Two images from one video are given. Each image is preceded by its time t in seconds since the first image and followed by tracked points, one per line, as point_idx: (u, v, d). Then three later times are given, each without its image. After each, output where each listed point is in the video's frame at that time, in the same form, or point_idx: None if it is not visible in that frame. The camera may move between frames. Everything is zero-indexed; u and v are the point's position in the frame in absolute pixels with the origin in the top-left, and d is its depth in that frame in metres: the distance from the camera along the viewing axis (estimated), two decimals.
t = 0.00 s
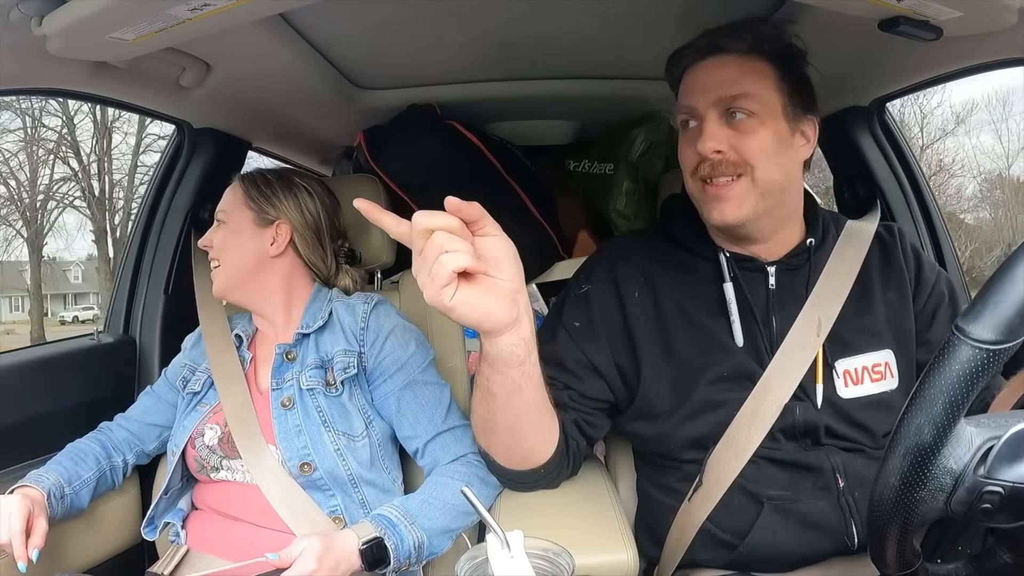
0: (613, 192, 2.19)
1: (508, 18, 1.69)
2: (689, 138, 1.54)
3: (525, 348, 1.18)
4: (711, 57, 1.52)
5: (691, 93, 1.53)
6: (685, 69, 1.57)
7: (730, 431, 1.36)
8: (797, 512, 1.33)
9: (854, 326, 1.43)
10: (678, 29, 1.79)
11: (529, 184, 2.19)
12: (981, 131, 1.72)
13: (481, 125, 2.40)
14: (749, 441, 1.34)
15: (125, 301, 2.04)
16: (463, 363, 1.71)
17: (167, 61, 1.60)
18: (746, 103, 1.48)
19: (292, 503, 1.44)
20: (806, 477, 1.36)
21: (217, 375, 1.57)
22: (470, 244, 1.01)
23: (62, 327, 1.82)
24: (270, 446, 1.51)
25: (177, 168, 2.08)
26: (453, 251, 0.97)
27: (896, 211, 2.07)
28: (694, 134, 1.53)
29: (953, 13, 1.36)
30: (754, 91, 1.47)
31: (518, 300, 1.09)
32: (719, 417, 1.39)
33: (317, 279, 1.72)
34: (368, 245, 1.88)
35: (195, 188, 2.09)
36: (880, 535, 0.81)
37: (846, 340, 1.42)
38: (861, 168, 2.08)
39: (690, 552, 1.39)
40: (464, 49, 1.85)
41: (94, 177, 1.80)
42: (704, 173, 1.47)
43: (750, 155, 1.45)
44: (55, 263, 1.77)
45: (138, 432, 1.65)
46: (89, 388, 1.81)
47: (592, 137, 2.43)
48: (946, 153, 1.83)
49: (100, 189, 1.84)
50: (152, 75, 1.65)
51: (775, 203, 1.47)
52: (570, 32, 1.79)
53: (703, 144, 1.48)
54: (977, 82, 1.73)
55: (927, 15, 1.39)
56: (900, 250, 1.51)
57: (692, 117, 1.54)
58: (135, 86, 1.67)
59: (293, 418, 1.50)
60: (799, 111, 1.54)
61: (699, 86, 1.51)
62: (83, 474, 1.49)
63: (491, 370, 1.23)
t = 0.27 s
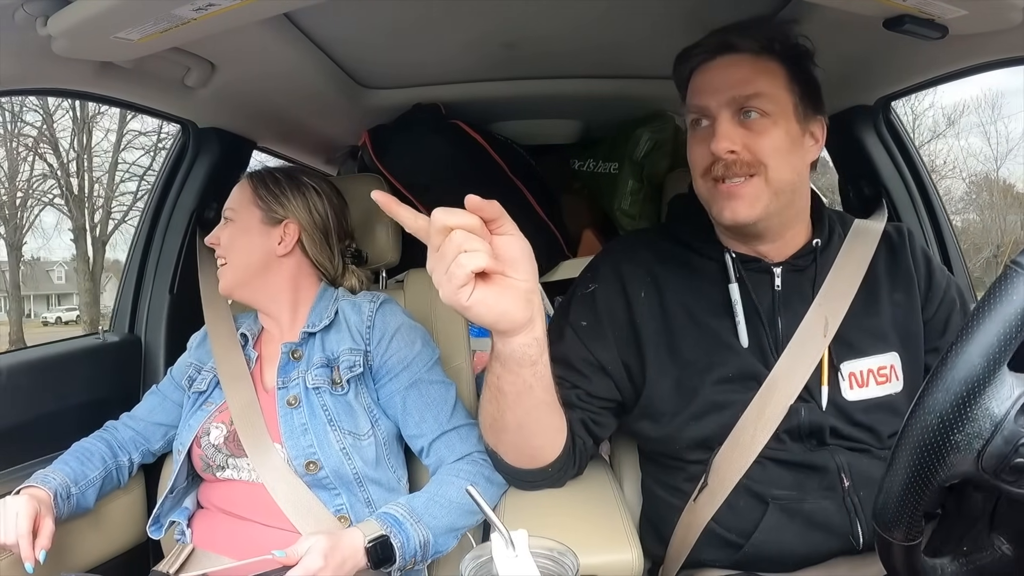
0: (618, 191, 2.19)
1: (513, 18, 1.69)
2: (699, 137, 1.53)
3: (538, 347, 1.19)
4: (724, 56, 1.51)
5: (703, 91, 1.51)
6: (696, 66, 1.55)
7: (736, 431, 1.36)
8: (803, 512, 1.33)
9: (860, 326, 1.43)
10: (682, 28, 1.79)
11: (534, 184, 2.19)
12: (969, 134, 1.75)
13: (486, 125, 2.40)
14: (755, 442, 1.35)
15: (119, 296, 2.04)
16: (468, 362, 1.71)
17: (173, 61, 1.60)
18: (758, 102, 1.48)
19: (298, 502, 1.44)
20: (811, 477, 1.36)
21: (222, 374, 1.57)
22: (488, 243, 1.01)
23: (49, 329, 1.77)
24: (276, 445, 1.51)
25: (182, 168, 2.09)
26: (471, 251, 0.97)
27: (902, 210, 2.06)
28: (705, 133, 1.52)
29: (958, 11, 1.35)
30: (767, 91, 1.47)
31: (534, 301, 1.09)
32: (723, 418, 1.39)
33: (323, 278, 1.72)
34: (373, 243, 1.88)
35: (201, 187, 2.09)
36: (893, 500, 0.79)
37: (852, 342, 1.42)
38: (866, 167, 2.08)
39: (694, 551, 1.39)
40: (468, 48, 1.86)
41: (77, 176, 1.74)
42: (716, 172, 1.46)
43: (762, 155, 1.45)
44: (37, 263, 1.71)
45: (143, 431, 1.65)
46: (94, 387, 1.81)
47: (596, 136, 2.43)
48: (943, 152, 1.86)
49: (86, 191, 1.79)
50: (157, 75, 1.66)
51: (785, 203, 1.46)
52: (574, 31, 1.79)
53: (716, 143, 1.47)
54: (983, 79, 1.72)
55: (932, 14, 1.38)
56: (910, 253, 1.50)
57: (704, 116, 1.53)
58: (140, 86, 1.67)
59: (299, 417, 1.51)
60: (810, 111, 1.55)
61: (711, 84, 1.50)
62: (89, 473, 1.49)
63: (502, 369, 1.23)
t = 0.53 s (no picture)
0: (622, 191, 2.18)
1: (516, 17, 1.69)
2: (757, 128, 1.47)
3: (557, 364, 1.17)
4: (791, 49, 1.48)
5: (766, 82, 1.46)
6: (758, 55, 1.49)
7: (745, 433, 1.36)
8: (809, 514, 1.33)
9: (867, 327, 1.42)
10: (686, 27, 1.78)
11: (538, 183, 2.19)
12: (957, 135, 1.80)
13: (490, 125, 2.40)
14: (765, 445, 1.34)
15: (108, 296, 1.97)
16: (472, 363, 1.71)
17: (177, 62, 1.61)
18: (822, 102, 1.47)
19: (302, 502, 1.44)
20: (818, 478, 1.36)
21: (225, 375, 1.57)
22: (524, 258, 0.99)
23: (31, 332, 1.70)
24: (279, 445, 1.51)
25: (186, 169, 2.09)
26: (506, 267, 0.95)
27: (907, 209, 2.06)
28: (765, 126, 1.46)
29: (962, 9, 1.35)
30: (830, 91, 1.47)
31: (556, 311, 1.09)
32: (734, 420, 1.39)
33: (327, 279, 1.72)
34: (377, 243, 1.88)
35: (205, 187, 2.10)
36: (938, 398, 0.74)
37: (864, 348, 1.41)
38: (871, 167, 2.07)
39: (699, 553, 1.39)
40: (472, 48, 1.86)
41: (55, 175, 1.67)
42: (783, 168, 1.41)
43: (828, 156, 1.42)
44: (16, 264, 1.65)
45: (147, 431, 1.65)
46: (97, 387, 1.81)
47: (600, 136, 2.43)
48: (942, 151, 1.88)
49: (65, 191, 1.71)
50: (160, 76, 1.66)
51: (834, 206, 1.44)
52: (577, 31, 1.79)
53: (786, 137, 1.41)
54: (988, 79, 1.71)
55: (936, 12, 1.38)
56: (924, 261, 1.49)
57: (762, 107, 1.47)
58: (143, 86, 1.67)
59: (302, 418, 1.51)
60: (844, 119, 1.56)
61: (779, 76, 1.46)
62: (93, 472, 1.49)
63: (517, 382, 1.22)
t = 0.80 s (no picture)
0: (627, 190, 2.18)
1: (520, 17, 1.69)
2: (782, 129, 1.45)
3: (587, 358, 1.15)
4: (815, 51, 1.48)
5: (790, 82, 1.46)
6: (783, 55, 1.49)
7: (754, 433, 1.35)
8: (816, 512, 1.33)
9: (876, 328, 1.42)
10: (691, 26, 1.78)
11: (543, 183, 2.19)
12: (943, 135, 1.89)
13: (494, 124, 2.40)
14: (773, 445, 1.33)
15: (87, 300, 1.86)
16: (477, 362, 1.72)
17: (182, 62, 1.61)
18: (844, 105, 1.47)
19: (308, 501, 1.45)
20: (826, 476, 1.36)
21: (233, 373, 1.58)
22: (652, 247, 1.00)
23: (6, 335, 1.62)
24: (286, 444, 1.51)
25: (191, 169, 2.09)
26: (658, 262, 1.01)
27: (912, 208, 2.05)
28: (790, 127, 1.45)
29: (968, 7, 1.35)
30: (852, 94, 1.47)
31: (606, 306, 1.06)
32: (744, 421, 1.39)
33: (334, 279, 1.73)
34: (382, 243, 1.88)
35: (210, 187, 2.10)
36: (999, 323, 0.74)
37: (876, 351, 1.41)
38: (875, 164, 2.06)
39: (705, 552, 1.39)
40: (476, 48, 1.86)
41: (27, 174, 1.59)
42: (810, 170, 1.40)
43: (851, 159, 1.42)
44: None
45: (154, 430, 1.66)
46: (103, 387, 1.82)
47: (605, 135, 2.43)
48: (946, 149, 1.90)
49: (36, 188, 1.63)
50: (166, 77, 1.66)
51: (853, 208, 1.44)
52: (581, 30, 1.79)
53: (814, 139, 1.40)
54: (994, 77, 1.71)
55: (942, 10, 1.38)
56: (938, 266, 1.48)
57: (786, 108, 1.46)
58: (149, 87, 1.68)
59: (309, 417, 1.51)
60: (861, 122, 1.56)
61: (804, 78, 1.45)
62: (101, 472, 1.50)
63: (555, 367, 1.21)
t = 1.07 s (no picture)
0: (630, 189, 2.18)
1: (522, 17, 1.69)
2: (784, 124, 1.45)
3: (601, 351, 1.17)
4: (815, 48, 1.49)
5: (790, 79, 1.46)
6: (782, 51, 1.49)
7: (752, 431, 1.35)
8: (815, 510, 1.33)
9: (879, 328, 1.41)
10: (693, 26, 1.78)
11: (546, 183, 2.19)
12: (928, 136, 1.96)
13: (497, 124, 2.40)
14: (772, 443, 1.32)
15: (64, 302, 1.75)
16: (480, 362, 1.71)
17: (185, 64, 1.62)
18: (843, 99, 1.48)
19: (307, 502, 1.45)
20: (825, 474, 1.36)
21: (234, 375, 1.58)
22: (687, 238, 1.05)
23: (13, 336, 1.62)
24: (285, 446, 1.52)
25: (195, 171, 2.10)
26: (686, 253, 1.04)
27: (917, 207, 2.06)
28: (792, 122, 1.45)
29: (971, 6, 1.34)
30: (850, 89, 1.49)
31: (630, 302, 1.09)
32: (742, 418, 1.39)
33: (336, 279, 1.73)
34: (385, 243, 1.88)
35: (214, 188, 2.10)
36: None
37: (876, 349, 1.40)
38: (880, 165, 2.07)
39: (706, 551, 1.39)
40: (478, 48, 1.86)
41: None
42: (815, 163, 1.40)
43: (853, 153, 1.42)
44: None
45: (157, 430, 1.67)
46: (108, 387, 1.83)
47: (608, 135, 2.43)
48: (949, 147, 1.89)
49: (4, 185, 1.53)
50: (169, 78, 1.67)
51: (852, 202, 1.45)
52: (583, 30, 1.79)
53: (817, 132, 1.41)
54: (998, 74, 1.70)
55: (945, 9, 1.37)
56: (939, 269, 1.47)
57: (786, 104, 1.46)
58: (152, 89, 1.69)
59: (307, 419, 1.51)
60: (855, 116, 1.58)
61: (807, 72, 1.46)
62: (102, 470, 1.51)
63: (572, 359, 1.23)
